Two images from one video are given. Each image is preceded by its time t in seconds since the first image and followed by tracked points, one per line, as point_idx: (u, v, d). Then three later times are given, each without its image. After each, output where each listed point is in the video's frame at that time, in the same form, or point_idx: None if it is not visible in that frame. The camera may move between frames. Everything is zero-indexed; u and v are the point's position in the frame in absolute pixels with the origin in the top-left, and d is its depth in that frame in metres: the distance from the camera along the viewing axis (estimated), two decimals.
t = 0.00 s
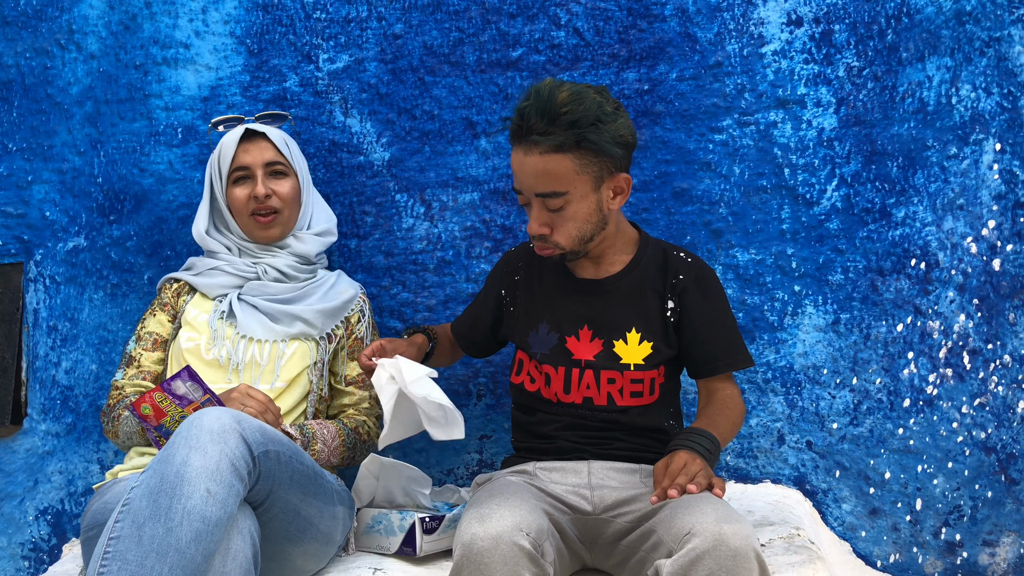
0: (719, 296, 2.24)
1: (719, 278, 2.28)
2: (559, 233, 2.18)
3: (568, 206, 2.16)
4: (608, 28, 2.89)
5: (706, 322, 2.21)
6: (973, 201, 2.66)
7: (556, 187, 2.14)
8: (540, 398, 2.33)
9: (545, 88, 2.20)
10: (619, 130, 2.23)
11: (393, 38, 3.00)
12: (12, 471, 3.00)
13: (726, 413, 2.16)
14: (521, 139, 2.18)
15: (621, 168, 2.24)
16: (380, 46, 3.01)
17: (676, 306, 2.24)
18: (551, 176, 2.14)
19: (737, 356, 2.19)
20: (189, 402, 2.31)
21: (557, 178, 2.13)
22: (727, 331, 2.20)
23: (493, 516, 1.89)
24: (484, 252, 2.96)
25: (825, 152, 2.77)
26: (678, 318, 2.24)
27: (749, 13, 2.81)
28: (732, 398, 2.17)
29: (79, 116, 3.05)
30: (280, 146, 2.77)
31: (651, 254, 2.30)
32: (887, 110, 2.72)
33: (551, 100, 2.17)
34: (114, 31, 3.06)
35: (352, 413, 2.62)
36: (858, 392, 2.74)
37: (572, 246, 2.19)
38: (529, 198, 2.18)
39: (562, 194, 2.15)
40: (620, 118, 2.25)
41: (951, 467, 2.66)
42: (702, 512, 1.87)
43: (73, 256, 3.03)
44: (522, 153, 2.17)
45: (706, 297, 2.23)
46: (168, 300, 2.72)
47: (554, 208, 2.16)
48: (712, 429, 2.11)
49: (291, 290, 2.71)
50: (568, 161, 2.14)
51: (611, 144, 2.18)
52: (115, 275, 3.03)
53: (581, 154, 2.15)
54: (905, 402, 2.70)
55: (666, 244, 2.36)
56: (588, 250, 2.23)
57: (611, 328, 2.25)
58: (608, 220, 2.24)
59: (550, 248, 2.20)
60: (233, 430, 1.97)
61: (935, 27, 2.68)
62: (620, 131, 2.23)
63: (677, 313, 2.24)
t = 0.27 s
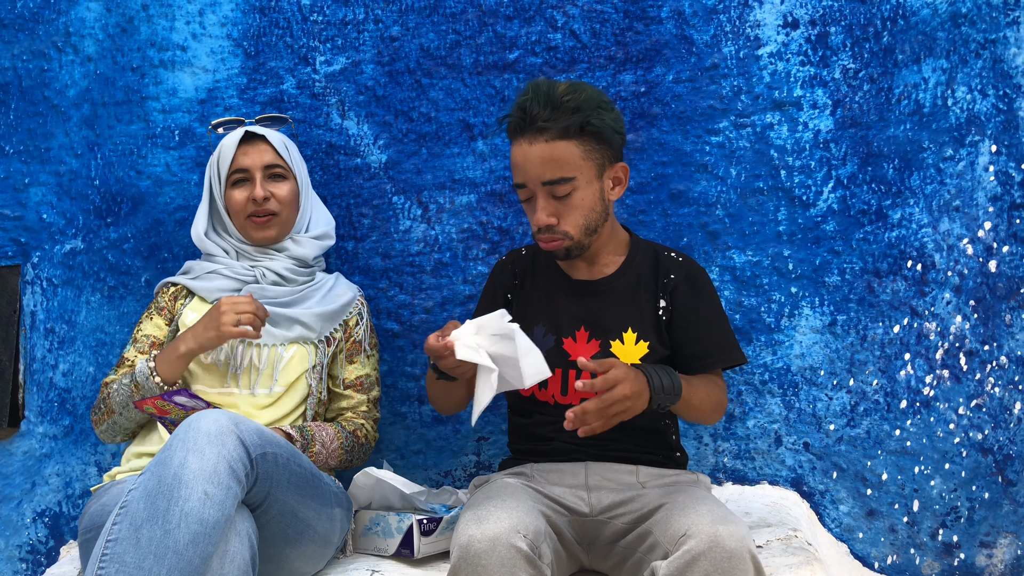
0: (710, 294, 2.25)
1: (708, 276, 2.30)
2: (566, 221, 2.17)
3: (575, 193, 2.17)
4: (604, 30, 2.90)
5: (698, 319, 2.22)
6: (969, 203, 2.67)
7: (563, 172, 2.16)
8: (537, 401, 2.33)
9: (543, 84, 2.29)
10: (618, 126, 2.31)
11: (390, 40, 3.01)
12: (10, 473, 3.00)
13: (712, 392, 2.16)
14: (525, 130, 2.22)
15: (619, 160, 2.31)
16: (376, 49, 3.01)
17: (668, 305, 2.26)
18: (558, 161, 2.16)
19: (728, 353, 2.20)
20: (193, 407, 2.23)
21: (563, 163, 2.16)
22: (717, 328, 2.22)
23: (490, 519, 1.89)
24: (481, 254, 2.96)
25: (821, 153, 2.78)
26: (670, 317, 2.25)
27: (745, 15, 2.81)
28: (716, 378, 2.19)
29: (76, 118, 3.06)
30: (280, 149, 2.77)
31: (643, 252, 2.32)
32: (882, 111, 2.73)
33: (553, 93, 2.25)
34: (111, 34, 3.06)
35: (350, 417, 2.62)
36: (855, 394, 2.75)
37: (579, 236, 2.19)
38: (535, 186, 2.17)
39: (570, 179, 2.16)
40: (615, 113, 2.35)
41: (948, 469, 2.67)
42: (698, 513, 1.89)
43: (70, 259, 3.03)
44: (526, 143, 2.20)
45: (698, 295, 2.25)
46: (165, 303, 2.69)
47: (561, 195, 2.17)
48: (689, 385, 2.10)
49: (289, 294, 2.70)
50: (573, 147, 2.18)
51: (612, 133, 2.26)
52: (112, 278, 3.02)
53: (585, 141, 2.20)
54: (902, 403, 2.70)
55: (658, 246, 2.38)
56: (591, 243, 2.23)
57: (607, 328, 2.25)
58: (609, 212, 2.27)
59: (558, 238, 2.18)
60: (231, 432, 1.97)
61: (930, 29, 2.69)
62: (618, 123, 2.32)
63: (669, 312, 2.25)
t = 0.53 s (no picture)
0: (696, 286, 2.32)
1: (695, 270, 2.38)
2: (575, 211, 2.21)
3: (581, 183, 2.22)
4: (604, 31, 2.90)
5: (686, 307, 2.28)
6: (969, 204, 2.67)
7: (570, 163, 2.21)
8: (535, 403, 2.34)
9: (536, 84, 2.36)
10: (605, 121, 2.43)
11: (389, 41, 3.01)
12: (9, 474, 2.99)
13: (692, 360, 2.21)
14: (527, 124, 2.28)
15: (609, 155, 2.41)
16: (376, 49, 3.01)
17: (655, 298, 2.32)
18: (565, 153, 2.21)
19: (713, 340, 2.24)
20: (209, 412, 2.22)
21: (570, 154, 2.22)
22: (705, 319, 2.27)
23: (488, 520, 1.89)
24: (480, 254, 2.96)
25: (821, 154, 2.78)
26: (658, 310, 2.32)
27: (745, 16, 2.81)
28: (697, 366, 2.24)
29: (75, 119, 3.05)
30: (269, 151, 2.75)
31: (631, 250, 2.41)
32: (882, 112, 2.73)
33: (549, 90, 2.33)
34: (110, 34, 3.06)
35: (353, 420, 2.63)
36: (855, 395, 2.75)
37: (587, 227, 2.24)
38: (543, 178, 2.21)
39: (577, 170, 2.21)
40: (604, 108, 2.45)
41: (947, 470, 2.67)
42: (697, 514, 1.89)
43: (69, 259, 3.03)
44: (529, 138, 2.24)
45: (685, 286, 2.32)
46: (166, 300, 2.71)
47: (568, 185, 2.21)
48: (664, 336, 2.18)
49: (290, 295, 2.71)
50: (577, 139, 2.25)
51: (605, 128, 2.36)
52: (112, 278, 3.02)
53: (585, 134, 2.28)
54: (902, 404, 2.70)
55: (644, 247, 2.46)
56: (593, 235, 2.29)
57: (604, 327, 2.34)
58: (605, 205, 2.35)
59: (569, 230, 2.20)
60: (229, 432, 1.97)
61: (930, 30, 2.69)
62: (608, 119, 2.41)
63: (656, 304, 2.31)
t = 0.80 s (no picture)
0: (679, 285, 2.46)
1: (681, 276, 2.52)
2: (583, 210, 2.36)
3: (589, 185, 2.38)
4: (602, 32, 2.90)
5: (667, 299, 2.41)
6: (966, 204, 2.67)
7: (581, 164, 2.37)
8: (533, 401, 2.40)
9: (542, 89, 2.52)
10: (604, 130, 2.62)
11: (388, 42, 3.01)
12: (7, 475, 2.99)
13: (664, 339, 2.30)
14: (538, 125, 2.43)
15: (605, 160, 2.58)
16: (374, 50, 3.01)
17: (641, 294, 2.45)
18: (576, 154, 2.37)
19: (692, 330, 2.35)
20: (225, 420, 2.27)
21: (580, 155, 2.38)
22: (686, 313, 2.38)
23: (484, 519, 1.89)
24: (478, 255, 2.96)
25: (819, 155, 2.78)
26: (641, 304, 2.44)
27: (742, 16, 2.82)
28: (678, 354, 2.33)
29: (73, 119, 3.05)
30: (259, 152, 2.74)
31: (622, 255, 2.57)
32: (880, 112, 2.73)
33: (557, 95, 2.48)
34: (108, 35, 3.06)
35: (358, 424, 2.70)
36: (853, 395, 2.75)
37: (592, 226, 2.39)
38: (556, 177, 2.35)
39: (585, 171, 2.38)
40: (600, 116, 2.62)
41: (945, 470, 2.67)
42: (692, 512, 1.89)
43: (68, 260, 3.03)
44: (542, 139, 2.39)
45: (668, 282, 2.46)
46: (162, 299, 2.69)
47: (577, 185, 2.37)
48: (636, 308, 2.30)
49: (289, 295, 2.70)
50: (585, 142, 2.41)
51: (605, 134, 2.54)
52: (110, 279, 3.02)
53: (591, 137, 2.45)
54: (899, 404, 2.71)
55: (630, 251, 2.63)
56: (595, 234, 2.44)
57: (593, 321, 2.44)
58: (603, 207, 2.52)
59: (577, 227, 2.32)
60: (226, 433, 1.97)
61: (928, 31, 2.69)
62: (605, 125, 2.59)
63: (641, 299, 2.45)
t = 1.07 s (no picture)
0: (671, 295, 2.52)
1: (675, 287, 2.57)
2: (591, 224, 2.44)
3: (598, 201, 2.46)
4: (603, 36, 2.91)
5: (660, 308, 2.47)
6: (967, 205, 2.68)
7: (593, 180, 2.44)
8: (530, 402, 2.43)
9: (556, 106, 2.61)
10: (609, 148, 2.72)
11: (388, 48, 3.01)
12: (8, 483, 2.99)
13: (650, 347, 2.36)
14: (552, 138, 2.51)
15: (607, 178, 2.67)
16: (375, 56, 3.02)
17: (635, 304, 2.52)
18: (589, 168, 2.45)
19: (684, 339, 2.41)
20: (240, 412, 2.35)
21: (593, 171, 2.45)
22: (677, 322, 2.45)
23: (483, 516, 1.90)
24: (480, 260, 2.96)
25: (819, 157, 2.78)
26: (635, 312, 2.51)
27: (742, 20, 2.83)
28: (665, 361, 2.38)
29: (75, 128, 3.06)
30: (258, 159, 2.75)
31: (618, 267, 2.65)
32: (880, 114, 2.74)
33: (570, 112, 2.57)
34: (110, 43, 3.07)
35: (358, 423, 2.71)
36: (855, 396, 2.75)
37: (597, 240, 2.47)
38: (569, 189, 2.42)
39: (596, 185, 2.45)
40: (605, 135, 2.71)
41: (947, 471, 2.67)
42: (682, 508, 1.91)
43: (69, 268, 3.03)
44: (556, 152, 2.46)
45: (663, 293, 2.52)
46: (161, 308, 2.70)
47: (588, 199, 2.44)
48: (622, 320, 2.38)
49: (289, 301, 2.71)
50: (596, 159, 2.50)
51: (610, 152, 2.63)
52: (112, 286, 3.02)
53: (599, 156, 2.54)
54: (901, 405, 2.71)
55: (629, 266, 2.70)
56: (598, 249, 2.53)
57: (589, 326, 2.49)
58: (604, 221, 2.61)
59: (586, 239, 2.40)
60: (227, 441, 1.97)
61: (927, 33, 2.71)
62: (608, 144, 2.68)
63: (634, 309, 2.51)
